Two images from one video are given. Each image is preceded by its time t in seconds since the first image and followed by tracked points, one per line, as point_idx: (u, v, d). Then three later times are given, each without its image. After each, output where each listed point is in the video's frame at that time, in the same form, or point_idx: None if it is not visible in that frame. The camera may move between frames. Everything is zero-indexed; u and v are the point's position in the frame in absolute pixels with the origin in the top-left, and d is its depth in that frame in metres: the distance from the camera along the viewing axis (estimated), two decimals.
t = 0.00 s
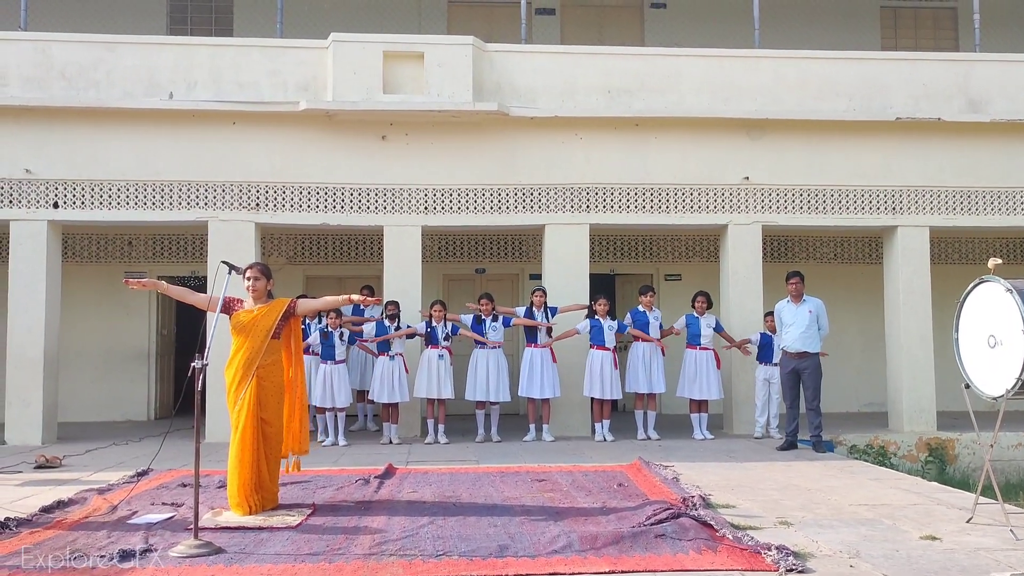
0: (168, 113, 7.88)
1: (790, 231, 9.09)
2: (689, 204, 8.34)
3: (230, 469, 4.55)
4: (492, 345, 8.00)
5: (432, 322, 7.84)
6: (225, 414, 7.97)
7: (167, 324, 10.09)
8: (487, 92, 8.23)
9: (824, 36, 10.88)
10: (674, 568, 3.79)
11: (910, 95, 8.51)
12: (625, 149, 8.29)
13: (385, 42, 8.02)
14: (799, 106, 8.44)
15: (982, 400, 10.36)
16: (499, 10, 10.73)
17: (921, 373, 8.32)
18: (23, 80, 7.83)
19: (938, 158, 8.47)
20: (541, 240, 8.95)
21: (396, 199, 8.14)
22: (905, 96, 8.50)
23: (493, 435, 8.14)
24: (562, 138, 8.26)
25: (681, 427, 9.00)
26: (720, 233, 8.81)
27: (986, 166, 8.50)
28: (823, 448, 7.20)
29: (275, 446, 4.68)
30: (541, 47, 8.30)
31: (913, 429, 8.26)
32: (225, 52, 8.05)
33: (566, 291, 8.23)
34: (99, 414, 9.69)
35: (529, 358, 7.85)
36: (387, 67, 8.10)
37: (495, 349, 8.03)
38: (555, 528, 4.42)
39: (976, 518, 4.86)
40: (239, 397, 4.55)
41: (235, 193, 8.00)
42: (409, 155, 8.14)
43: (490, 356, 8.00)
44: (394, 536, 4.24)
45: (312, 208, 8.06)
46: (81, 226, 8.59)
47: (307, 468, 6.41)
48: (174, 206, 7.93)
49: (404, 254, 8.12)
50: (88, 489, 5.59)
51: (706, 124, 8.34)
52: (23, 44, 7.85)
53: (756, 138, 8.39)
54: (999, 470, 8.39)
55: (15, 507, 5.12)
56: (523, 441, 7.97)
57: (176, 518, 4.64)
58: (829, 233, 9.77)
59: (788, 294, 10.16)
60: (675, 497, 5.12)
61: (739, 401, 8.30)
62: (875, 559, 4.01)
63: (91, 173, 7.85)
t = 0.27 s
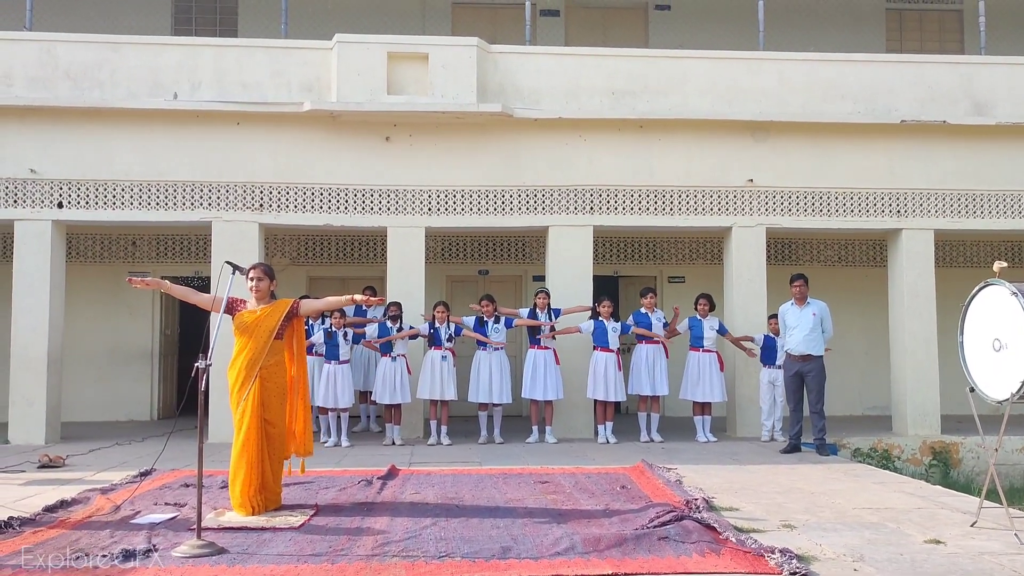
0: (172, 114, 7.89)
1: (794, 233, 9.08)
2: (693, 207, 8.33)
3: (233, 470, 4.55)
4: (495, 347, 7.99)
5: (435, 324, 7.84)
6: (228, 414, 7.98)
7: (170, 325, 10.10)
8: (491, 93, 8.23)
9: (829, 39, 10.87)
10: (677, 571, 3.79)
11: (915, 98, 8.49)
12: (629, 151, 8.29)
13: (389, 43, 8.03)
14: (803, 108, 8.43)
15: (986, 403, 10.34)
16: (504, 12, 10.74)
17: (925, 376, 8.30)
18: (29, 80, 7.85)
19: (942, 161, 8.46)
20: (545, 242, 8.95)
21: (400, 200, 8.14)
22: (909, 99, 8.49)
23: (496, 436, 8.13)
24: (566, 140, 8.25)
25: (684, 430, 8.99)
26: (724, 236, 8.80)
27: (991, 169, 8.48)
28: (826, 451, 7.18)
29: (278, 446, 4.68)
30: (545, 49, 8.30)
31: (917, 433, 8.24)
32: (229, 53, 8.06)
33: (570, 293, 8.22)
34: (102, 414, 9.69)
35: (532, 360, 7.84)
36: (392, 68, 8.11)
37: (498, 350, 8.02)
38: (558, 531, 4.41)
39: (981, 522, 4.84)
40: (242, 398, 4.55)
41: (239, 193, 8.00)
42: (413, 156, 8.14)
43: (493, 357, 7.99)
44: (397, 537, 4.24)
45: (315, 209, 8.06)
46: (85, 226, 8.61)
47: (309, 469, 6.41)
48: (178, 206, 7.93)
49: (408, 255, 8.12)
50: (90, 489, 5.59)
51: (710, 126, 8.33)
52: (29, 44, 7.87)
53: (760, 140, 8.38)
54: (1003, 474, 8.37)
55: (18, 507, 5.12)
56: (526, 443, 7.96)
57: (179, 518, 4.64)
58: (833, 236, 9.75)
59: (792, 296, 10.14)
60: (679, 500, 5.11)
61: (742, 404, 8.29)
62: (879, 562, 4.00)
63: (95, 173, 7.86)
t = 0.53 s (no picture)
0: (175, 114, 7.91)
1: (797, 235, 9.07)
2: (695, 209, 8.33)
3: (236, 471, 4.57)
4: (497, 348, 7.99)
5: (438, 325, 7.85)
6: (230, 414, 7.99)
7: (173, 326, 10.11)
8: (494, 95, 8.23)
9: (832, 41, 10.87)
10: (678, 572, 3.79)
11: (918, 100, 8.49)
12: (632, 153, 8.29)
13: (392, 45, 8.04)
14: (805, 110, 8.43)
15: (989, 406, 10.33)
16: (507, 14, 10.75)
17: (928, 378, 8.29)
18: (33, 81, 7.87)
19: (945, 163, 8.45)
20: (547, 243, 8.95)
21: (402, 201, 8.15)
22: (913, 101, 8.49)
23: (498, 438, 8.14)
24: (568, 142, 8.26)
25: (686, 432, 8.98)
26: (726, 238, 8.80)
27: (994, 171, 8.47)
28: (829, 454, 7.17)
29: (280, 447, 4.69)
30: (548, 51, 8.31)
31: (919, 435, 8.23)
32: (233, 54, 8.08)
33: (572, 295, 8.23)
34: (105, 414, 9.71)
35: (534, 362, 7.84)
36: (395, 70, 8.12)
37: (500, 351, 8.02)
38: (559, 532, 4.41)
39: (983, 525, 4.83)
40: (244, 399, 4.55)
41: (242, 194, 8.02)
42: (416, 158, 8.15)
43: (495, 359, 8.00)
44: (398, 538, 4.24)
45: (318, 210, 8.07)
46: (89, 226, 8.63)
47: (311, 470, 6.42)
48: (181, 207, 7.95)
49: (410, 256, 8.13)
50: (93, 489, 5.60)
51: (713, 128, 8.33)
52: (33, 45, 7.89)
53: (763, 142, 8.38)
54: (1006, 477, 8.35)
55: (20, 507, 5.14)
56: (528, 444, 7.97)
57: (181, 518, 4.65)
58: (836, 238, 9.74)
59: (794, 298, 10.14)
60: (680, 502, 5.10)
61: (744, 406, 8.29)
62: (880, 565, 3.99)
63: (98, 174, 7.88)
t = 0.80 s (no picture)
0: (178, 116, 7.92)
1: (800, 237, 9.06)
2: (698, 210, 8.32)
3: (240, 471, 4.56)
4: (500, 350, 7.99)
5: (440, 326, 7.85)
6: (233, 415, 7.99)
7: (176, 327, 10.12)
8: (496, 96, 8.23)
9: (835, 43, 10.86)
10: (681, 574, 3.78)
11: (921, 102, 8.47)
12: (635, 154, 8.29)
13: (395, 46, 8.05)
14: (808, 112, 8.42)
15: (992, 409, 10.31)
16: (510, 15, 10.76)
17: (931, 381, 8.27)
18: (37, 82, 7.89)
19: (949, 165, 8.44)
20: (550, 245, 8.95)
21: (405, 203, 8.15)
22: (916, 103, 8.47)
23: (500, 439, 8.14)
24: (571, 143, 8.26)
25: (688, 434, 8.97)
26: (729, 240, 8.79)
27: (998, 173, 8.46)
28: (832, 456, 7.15)
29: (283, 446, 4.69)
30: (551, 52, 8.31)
31: (922, 438, 8.21)
32: (236, 55, 8.09)
33: (575, 296, 8.22)
34: (108, 415, 9.72)
35: (537, 363, 7.84)
36: (398, 71, 8.13)
37: (503, 353, 8.02)
38: (561, 534, 4.41)
39: (987, 527, 4.82)
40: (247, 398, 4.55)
41: (245, 195, 8.03)
42: (418, 159, 8.15)
43: (498, 360, 7.99)
44: (401, 540, 4.24)
45: (321, 212, 8.08)
46: (92, 227, 8.64)
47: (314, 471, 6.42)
48: (184, 208, 7.96)
49: (413, 257, 8.13)
50: (96, 490, 5.60)
51: (716, 130, 8.33)
52: (37, 46, 7.91)
53: (766, 144, 8.37)
54: (1010, 480, 8.34)
55: (24, 507, 5.14)
56: (531, 446, 7.96)
57: (184, 519, 4.65)
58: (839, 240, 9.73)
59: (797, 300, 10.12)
60: (683, 504, 5.10)
61: (747, 408, 8.27)
62: (884, 567, 3.99)
63: (102, 175, 7.89)
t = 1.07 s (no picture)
0: (180, 118, 7.93)
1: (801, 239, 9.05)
2: (699, 212, 8.32)
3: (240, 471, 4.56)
4: (501, 352, 7.99)
5: (441, 328, 7.85)
6: (234, 417, 7.99)
7: (178, 329, 10.12)
8: (498, 98, 8.24)
9: (836, 45, 10.86)
10: None
11: (922, 104, 8.47)
12: (637, 156, 8.29)
13: (397, 48, 8.06)
14: (810, 114, 8.42)
15: (994, 411, 10.30)
16: (511, 17, 10.76)
17: (933, 383, 8.26)
18: (38, 84, 7.90)
19: (950, 167, 8.43)
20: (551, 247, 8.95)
21: (406, 205, 8.16)
22: (917, 105, 8.47)
23: (502, 441, 8.13)
24: (572, 146, 8.26)
25: (690, 436, 8.96)
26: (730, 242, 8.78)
27: (1000, 175, 8.45)
28: (833, 459, 7.14)
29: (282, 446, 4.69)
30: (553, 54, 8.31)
31: (924, 440, 8.20)
32: (238, 57, 8.10)
33: (576, 298, 8.22)
34: (109, 417, 9.72)
35: (539, 365, 7.84)
36: (399, 73, 8.13)
37: (504, 355, 8.01)
38: (563, 536, 4.40)
39: (989, 530, 4.81)
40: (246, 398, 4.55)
41: (246, 197, 8.03)
42: (420, 161, 8.16)
43: (499, 362, 7.99)
44: (401, 542, 4.24)
45: (323, 214, 8.09)
46: (94, 229, 8.64)
47: (315, 473, 6.42)
48: (186, 210, 7.97)
49: (414, 259, 8.13)
50: (97, 492, 5.60)
51: (717, 132, 8.32)
52: (38, 49, 7.91)
53: (767, 146, 8.37)
54: (1011, 482, 8.34)
55: (25, 509, 5.14)
56: (532, 448, 7.96)
57: (184, 521, 4.65)
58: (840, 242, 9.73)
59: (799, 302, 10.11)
60: (684, 507, 5.09)
61: (749, 411, 8.26)
62: (885, 570, 3.98)
63: (103, 177, 7.90)
